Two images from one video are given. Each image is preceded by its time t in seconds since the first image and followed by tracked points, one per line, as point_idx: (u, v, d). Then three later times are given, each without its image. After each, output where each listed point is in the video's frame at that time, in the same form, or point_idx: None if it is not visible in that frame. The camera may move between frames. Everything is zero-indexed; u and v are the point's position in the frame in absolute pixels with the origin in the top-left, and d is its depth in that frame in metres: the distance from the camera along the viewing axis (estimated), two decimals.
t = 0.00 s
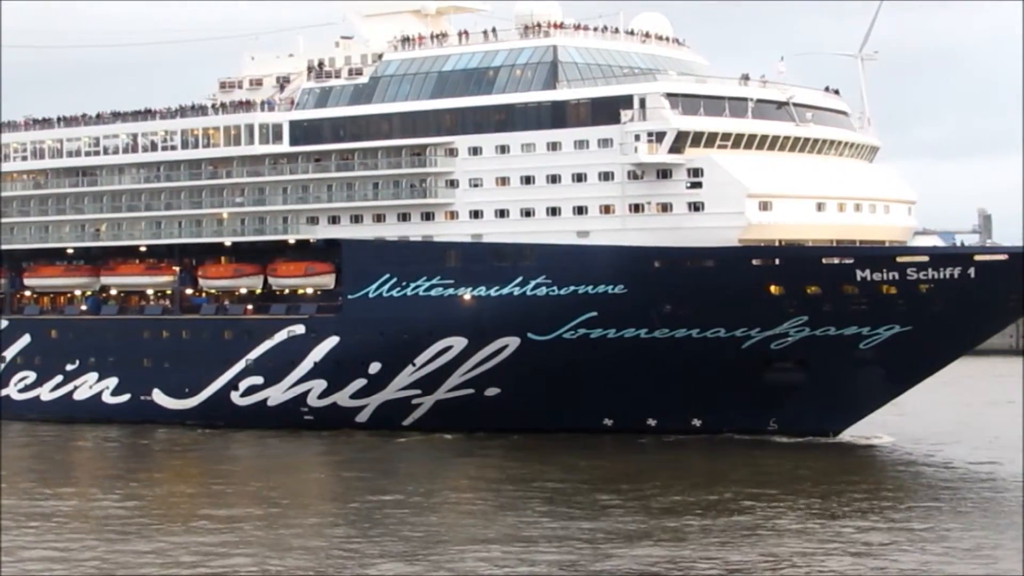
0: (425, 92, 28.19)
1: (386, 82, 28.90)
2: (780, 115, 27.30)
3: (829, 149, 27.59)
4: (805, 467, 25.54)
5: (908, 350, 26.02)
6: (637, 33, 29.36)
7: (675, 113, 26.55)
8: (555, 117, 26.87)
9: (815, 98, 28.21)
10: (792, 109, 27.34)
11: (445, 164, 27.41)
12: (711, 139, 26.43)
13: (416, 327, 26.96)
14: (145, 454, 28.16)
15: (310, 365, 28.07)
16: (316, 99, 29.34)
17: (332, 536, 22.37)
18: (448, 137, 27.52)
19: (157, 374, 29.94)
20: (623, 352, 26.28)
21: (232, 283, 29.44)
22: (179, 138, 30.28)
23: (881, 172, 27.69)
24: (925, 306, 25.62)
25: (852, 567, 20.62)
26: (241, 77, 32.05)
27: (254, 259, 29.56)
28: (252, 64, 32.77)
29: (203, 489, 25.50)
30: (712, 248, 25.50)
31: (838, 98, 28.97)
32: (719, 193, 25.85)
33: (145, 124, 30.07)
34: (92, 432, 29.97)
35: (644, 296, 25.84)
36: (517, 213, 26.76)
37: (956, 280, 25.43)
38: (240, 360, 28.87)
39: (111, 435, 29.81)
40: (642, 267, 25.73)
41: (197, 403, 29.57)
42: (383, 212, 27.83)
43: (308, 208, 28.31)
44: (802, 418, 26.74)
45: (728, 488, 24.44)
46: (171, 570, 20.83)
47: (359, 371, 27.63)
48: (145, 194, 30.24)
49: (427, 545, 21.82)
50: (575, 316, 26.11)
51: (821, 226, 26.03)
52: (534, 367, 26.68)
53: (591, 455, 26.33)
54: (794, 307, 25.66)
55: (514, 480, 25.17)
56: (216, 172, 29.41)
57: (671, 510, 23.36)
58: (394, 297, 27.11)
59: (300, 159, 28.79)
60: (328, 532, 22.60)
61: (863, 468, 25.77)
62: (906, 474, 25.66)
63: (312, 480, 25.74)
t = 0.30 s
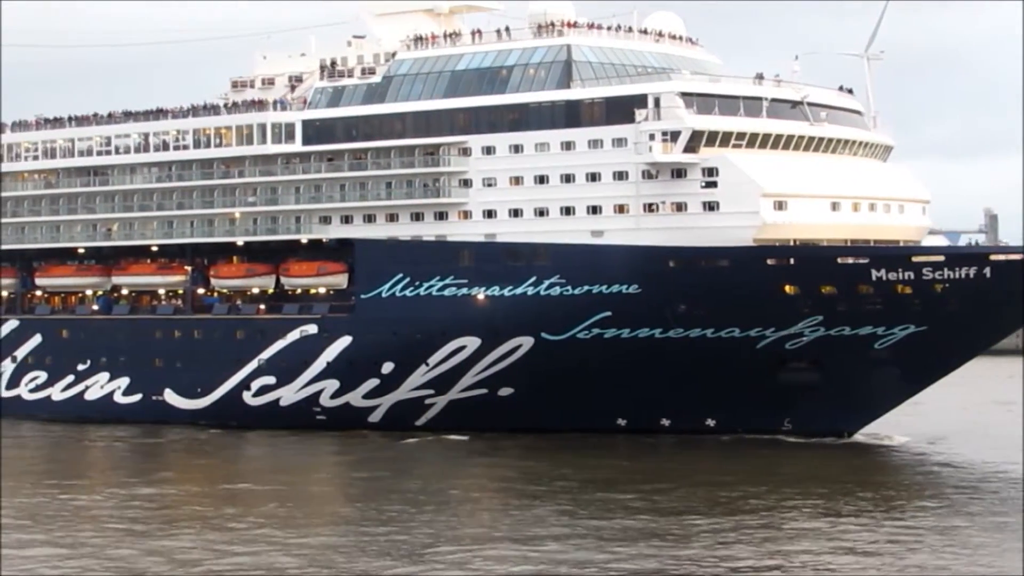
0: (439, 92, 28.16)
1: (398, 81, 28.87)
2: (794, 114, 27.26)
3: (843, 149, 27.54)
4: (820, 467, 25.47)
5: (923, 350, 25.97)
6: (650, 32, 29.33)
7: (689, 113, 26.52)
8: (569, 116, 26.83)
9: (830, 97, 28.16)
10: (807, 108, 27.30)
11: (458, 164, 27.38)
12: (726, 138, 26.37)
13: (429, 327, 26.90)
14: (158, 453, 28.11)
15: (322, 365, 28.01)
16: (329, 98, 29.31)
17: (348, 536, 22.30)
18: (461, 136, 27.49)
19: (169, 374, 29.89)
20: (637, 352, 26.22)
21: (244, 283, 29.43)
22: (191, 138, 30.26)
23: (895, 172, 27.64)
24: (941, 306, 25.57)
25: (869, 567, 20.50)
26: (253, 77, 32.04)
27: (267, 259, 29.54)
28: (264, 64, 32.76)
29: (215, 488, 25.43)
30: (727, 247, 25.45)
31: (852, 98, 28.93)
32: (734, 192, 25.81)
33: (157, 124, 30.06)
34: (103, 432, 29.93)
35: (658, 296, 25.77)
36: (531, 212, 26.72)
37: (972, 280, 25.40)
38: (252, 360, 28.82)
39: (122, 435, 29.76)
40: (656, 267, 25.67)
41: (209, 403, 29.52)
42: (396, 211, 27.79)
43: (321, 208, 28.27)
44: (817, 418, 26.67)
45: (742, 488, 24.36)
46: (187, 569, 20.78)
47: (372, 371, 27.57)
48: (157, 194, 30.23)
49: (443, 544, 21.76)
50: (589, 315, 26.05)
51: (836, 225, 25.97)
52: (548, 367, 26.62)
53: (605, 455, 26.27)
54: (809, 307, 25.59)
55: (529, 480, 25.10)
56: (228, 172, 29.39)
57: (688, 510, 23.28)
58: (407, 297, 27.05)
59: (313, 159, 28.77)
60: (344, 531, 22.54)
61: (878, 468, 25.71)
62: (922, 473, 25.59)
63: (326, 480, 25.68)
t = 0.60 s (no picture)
0: (452, 91, 28.13)
1: (411, 80, 28.85)
2: (808, 114, 27.20)
3: (857, 149, 27.50)
4: (835, 466, 25.40)
5: (939, 350, 25.91)
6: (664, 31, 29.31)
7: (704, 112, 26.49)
8: (583, 115, 26.79)
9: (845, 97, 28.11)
10: (821, 108, 27.25)
11: (471, 163, 27.36)
12: (740, 138, 26.33)
13: (443, 327, 26.84)
14: (170, 453, 28.05)
15: (335, 365, 27.95)
16: (341, 97, 29.28)
17: (362, 534, 22.25)
18: (475, 136, 27.47)
19: (181, 374, 29.86)
20: (651, 352, 26.15)
21: (257, 282, 29.40)
22: (203, 137, 30.24)
23: (909, 172, 27.58)
24: (956, 306, 25.51)
25: (884, 567, 20.38)
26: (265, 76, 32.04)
27: (279, 258, 29.53)
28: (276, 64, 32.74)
29: (228, 488, 25.37)
30: (742, 246, 25.39)
31: (865, 97, 28.89)
32: (748, 192, 25.76)
33: (169, 124, 30.06)
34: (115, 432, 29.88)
35: (673, 295, 25.71)
36: (545, 212, 26.67)
37: (987, 280, 25.34)
38: (265, 360, 28.76)
39: (134, 435, 29.71)
40: (671, 267, 25.61)
41: (221, 403, 29.47)
42: (409, 211, 27.76)
43: (334, 208, 28.23)
44: (831, 418, 26.60)
45: (757, 487, 24.29)
46: (202, 568, 20.72)
47: (385, 371, 27.50)
48: (169, 193, 30.26)
49: (459, 543, 21.70)
50: (603, 315, 25.99)
51: (851, 225, 25.91)
52: (562, 367, 26.56)
53: (619, 455, 26.20)
54: (824, 306, 25.53)
55: (544, 480, 25.04)
56: (241, 171, 29.38)
57: (703, 510, 23.21)
58: (420, 296, 26.99)
59: (325, 158, 28.76)
60: (359, 530, 22.48)
61: (894, 468, 25.63)
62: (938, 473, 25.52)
63: (340, 479, 25.63)
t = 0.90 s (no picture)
0: (465, 90, 28.09)
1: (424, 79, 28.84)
2: (823, 113, 27.12)
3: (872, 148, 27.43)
4: (851, 466, 25.32)
5: (954, 349, 25.81)
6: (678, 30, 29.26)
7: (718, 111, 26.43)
8: (597, 114, 26.74)
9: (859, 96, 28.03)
10: (835, 106, 27.17)
11: (485, 162, 27.34)
12: (755, 137, 26.26)
13: (456, 326, 26.76)
14: (182, 452, 27.99)
15: (347, 365, 27.87)
16: (354, 96, 29.26)
17: (377, 533, 22.17)
18: (488, 135, 27.45)
19: (192, 373, 29.79)
20: (665, 351, 26.07)
21: (269, 281, 29.35)
22: (215, 136, 30.21)
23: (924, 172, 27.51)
24: (971, 305, 25.39)
25: (900, 566, 20.27)
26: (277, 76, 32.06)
27: (292, 257, 29.52)
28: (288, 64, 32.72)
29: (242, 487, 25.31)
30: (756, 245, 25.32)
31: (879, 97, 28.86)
32: (763, 191, 25.70)
33: (181, 123, 30.06)
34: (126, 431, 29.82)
35: (687, 295, 25.63)
36: (559, 211, 26.61)
37: (1003, 279, 25.18)
38: (277, 360, 28.69)
39: (146, 435, 29.65)
40: (685, 266, 25.53)
41: (232, 403, 29.41)
42: (422, 210, 27.73)
43: (347, 207, 28.21)
44: (846, 417, 26.54)
45: (772, 487, 24.21)
46: (217, 566, 20.65)
47: (398, 370, 27.43)
48: (181, 192, 30.36)
49: (474, 541, 21.63)
50: (617, 315, 25.91)
51: (866, 224, 25.84)
52: (575, 367, 26.48)
53: (633, 454, 26.13)
54: (839, 306, 25.45)
55: (558, 479, 24.97)
56: (253, 170, 29.39)
57: (719, 509, 23.14)
58: (433, 296, 26.91)
59: (338, 157, 28.77)
60: (375, 528, 22.41)
61: (909, 468, 25.55)
62: (953, 472, 25.44)
63: (353, 479, 25.56)
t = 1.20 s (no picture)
0: (479, 89, 28.04)
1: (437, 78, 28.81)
2: (839, 111, 27.02)
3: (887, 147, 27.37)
4: (866, 465, 25.25)
5: (969, 349, 25.75)
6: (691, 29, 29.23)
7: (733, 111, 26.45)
8: (611, 113, 26.68)
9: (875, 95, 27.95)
10: (851, 105, 27.08)
11: (499, 162, 27.29)
12: (772, 136, 26.16)
13: (470, 325, 26.69)
14: (195, 452, 27.93)
15: (360, 365, 27.81)
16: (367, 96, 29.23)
17: (393, 532, 22.11)
18: (502, 134, 27.40)
19: (205, 373, 29.73)
20: (680, 351, 26.00)
21: (281, 281, 29.30)
22: (228, 136, 30.16)
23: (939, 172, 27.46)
24: (987, 305, 25.33)
25: (919, 566, 20.20)
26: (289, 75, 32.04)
27: (305, 257, 29.52)
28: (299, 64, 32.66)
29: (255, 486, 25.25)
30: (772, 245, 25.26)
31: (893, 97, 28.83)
32: (779, 190, 25.65)
33: (193, 123, 30.05)
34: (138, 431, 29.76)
35: (702, 294, 25.57)
36: (574, 210, 26.55)
37: (1019, 280, 25.12)
38: (290, 359, 28.62)
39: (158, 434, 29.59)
40: (700, 265, 25.47)
41: (245, 403, 29.35)
42: (436, 209, 27.70)
43: (360, 206, 28.22)
44: (861, 417, 26.46)
45: (787, 486, 24.12)
46: (231, 564, 20.59)
47: (411, 370, 27.37)
48: (194, 191, 30.39)
49: (490, 540, 21.57)
50: (632, 314, 25.85)
51: (881, 224, 25.78)
52: (590, 367, 26.42)
53: (648, 454, 26.07)
54: (854, 305, 25.38)
55: (572, 479, 24.90)
56: (266, 169, 29.37)
57: (735, 508, 23.07)
58: (447, 295, 26.86)
59: (351, 156, 28.73)
60: (391, 527, 22.35)
61: (924, 468, 25.47)
62: (968, 472, 25.37)
63: (367, 478, 25.50)
